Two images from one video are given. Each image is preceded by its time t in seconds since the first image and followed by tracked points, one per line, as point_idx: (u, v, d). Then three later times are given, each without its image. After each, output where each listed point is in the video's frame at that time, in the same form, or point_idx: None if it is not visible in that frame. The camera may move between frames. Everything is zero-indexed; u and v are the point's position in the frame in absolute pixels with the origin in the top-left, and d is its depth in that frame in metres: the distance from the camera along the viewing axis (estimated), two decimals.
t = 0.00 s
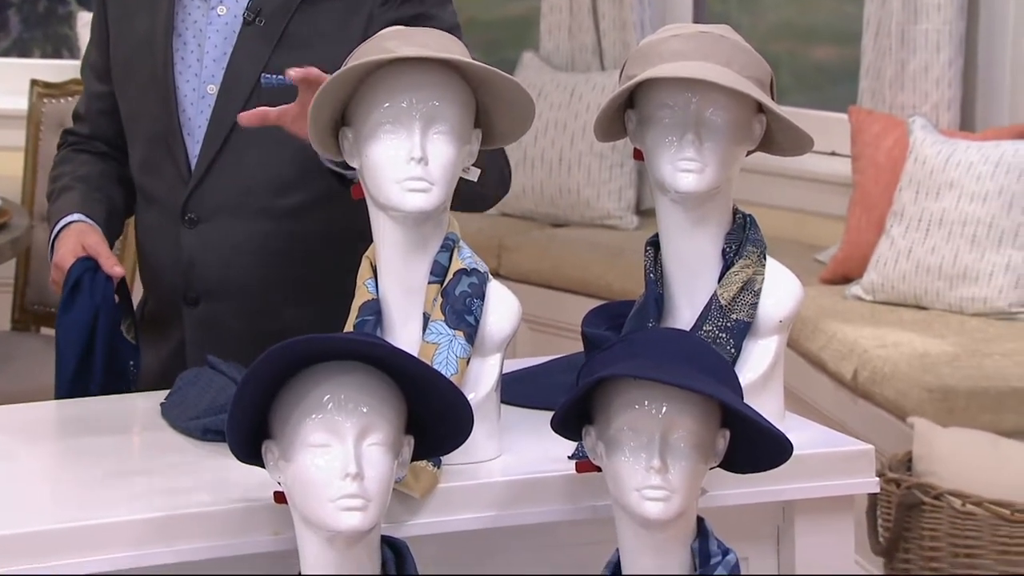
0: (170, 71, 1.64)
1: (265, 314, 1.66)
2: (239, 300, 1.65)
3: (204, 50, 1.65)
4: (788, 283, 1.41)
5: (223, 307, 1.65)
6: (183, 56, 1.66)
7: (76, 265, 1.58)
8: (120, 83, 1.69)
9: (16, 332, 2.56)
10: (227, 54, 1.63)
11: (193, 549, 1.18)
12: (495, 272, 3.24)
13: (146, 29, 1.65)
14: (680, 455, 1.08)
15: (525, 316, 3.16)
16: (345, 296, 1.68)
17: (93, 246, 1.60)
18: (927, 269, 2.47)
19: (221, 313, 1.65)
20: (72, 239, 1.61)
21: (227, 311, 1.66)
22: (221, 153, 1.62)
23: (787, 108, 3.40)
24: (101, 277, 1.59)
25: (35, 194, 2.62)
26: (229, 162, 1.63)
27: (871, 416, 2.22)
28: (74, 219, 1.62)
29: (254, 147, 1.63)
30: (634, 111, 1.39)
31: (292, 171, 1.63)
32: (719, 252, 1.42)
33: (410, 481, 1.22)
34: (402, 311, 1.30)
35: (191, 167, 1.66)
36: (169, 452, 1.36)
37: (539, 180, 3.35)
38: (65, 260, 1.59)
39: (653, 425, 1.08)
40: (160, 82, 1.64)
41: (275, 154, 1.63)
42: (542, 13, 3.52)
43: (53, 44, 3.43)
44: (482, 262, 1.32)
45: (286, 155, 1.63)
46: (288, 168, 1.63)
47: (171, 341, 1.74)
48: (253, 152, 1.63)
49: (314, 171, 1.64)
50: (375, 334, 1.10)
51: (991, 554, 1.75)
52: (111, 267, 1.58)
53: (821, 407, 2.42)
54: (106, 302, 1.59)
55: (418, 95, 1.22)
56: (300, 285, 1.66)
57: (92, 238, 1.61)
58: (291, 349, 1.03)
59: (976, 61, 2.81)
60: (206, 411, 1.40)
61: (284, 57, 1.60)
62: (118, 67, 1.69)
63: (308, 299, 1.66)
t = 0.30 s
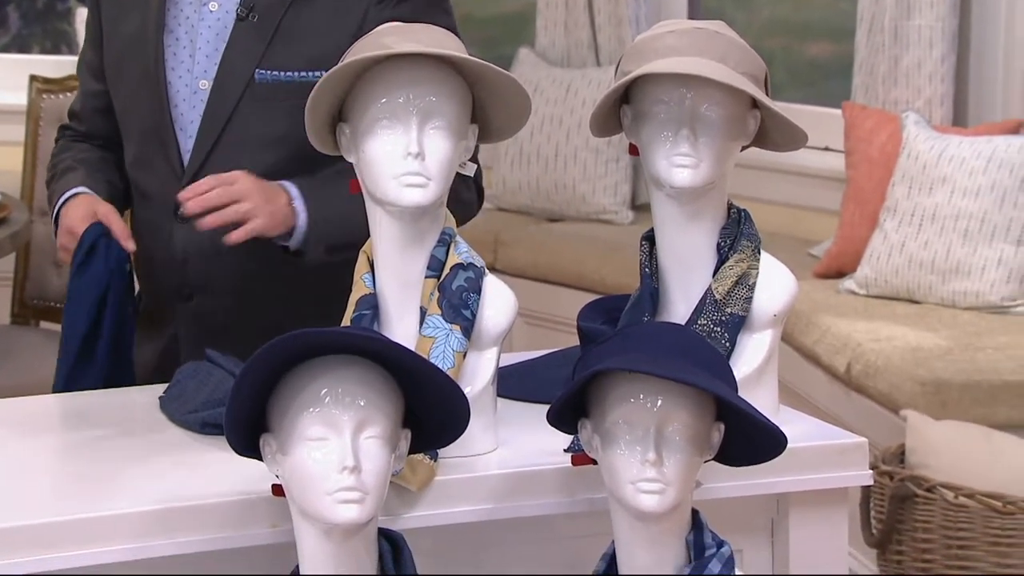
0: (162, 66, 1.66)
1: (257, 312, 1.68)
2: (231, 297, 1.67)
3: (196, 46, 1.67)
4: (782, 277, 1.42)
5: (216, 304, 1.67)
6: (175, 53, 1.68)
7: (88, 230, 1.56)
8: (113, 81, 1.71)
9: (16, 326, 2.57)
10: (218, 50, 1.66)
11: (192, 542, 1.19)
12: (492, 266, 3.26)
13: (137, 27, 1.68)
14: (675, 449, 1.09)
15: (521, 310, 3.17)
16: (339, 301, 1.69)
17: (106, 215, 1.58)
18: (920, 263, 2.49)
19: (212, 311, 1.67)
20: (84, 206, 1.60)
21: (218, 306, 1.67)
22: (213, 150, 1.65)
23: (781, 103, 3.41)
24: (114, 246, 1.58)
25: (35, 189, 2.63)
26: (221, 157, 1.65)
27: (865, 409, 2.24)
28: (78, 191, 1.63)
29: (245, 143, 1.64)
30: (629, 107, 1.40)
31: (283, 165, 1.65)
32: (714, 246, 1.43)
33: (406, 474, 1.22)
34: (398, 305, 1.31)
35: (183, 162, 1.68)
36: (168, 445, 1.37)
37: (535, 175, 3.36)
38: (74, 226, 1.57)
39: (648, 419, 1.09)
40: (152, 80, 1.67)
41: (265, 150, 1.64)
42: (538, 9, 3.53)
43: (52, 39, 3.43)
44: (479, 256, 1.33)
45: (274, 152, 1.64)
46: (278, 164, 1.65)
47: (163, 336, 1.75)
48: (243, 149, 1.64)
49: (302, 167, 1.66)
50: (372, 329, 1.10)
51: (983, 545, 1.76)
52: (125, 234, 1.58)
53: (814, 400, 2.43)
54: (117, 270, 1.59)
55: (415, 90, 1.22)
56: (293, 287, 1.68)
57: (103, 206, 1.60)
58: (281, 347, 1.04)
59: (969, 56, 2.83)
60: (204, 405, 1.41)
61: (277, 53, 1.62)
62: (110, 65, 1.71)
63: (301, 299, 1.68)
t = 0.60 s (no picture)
0: (157, 62, 1.68)
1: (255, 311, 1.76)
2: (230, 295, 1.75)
3: (190, 41, 1.69)
4: (775, 271, 1.43)
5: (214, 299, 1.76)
6: (170, 48, 1.70)
7: (119, 207, 1.65)
8: (109, 75, 1.74)
9: (16, 320, 2.57)
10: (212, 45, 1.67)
11: (192, 534, 1.20)
12: (488, 261, 3.27)
13: (133, 23, 1.70)
14: (670, 441, 1.10)
15: (516, 304, 3.18)
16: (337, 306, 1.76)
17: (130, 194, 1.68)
18: (912, 258, 2.50)
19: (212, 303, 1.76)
20: (110, 183, 1.69)
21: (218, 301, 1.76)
22: (204, 145, 1.68)
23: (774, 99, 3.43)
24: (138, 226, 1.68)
25: (35, 184, 2.63)
26: (213, 151, 1.68)
27: (857, 402, 2.25)
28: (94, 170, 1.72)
29: (235, 138, 1.67)
30: (625, 102, 1.41)
31: (272, 162, 1.68)
32: (708, 241, 1.44)
33: (404, 467, 1.23)
34: (395, 300, 1.32)
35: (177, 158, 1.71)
36: (167, 437, 1.38)
37: (532, 170, 3.37)
38: (110, 204, 1.66)
39: (643, 412, 1.10)
40: (148, 75, 1.69)
41: (253, 148, 1.67)
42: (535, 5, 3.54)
43: (51, 36, 3.43)
44: (475, 251, 1.34)
45: (262, 149, 1.67)
46: (266, 159, 1.67)
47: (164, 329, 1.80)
48: (234, 144, 1.67)
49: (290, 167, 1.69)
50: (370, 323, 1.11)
51: (974, 537, 1.78)
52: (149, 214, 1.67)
53: (808, 393, 2.44)
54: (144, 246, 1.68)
55: (412, 86, 1.23)
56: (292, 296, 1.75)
57: (130, 184, 1.69)
58: (278, 340, 1.05)
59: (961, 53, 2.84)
60: (202, 399, 1.43)
61: (269, 50, 1.64)
62: (106, 60, 1.74)
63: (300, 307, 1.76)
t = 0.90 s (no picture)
0: (153, 55, 1.70)
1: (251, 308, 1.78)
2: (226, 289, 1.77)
3: (185, 34, 1.70)
4: (771, 264, 1.44)
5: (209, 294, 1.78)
6: (167, 41, 1.72)
7: (113, 200, 1.69)
8: (108, 65, 1.75)
9: (15, 314, 2.58)
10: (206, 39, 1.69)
11: (191, 526, 1.21)
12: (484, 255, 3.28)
13: (132, 15, 1.71)
14: (666, 434, 1.11)
15: (512, 298, 3.19)
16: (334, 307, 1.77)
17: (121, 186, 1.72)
18: (906, 251, 2.51)
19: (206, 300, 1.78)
20: (104, 175, 1.72)
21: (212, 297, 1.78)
22: (195, 139, 1.69)
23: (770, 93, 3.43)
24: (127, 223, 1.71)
25: (34, 178, 2.63)
26: (203, 144, 1.69)
27: (851, 394, 2.26)
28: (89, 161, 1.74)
29: (226, 133, 1.69)
30: (621, 97, 1.42)
31: (262, 156, 1.69)
32: (704, 235, 1.45)
33: (401, 459, 1.24)
34: (393, 294, 1.33)
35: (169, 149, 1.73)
36: (165, 429, 1.39)
37: (528, 165, 3.38)
38: (100, 195, 1.70)
39: (639, 405, 1.11)
40: (144, 68, 1.70)
41: (243, 142, 1.69)
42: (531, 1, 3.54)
43: (50, 30, 3.43)
44: (472, 245, 1.35)
45: (250, 143, 1.69)
46: (256, 153, 1.69)
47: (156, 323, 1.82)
48: (224, 138, 1.69)
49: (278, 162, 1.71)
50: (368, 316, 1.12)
51: (968, 528, 1.79)
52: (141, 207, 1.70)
53: (801, 385, 2.46)
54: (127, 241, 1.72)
55: (409, 81, 1.24)
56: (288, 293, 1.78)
57: (124, 177, 1.73)
58: (275, 334, 1.05)
59: (955, 48, 2.85)
60: (201, 391, 1.44)
61: (261, 46, 1.66)
62: (106, 50, 1.75)
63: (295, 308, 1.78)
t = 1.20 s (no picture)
0: (147, 46, 1.73)
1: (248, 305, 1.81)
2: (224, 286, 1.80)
3: (179, 26, 1.74)
4: (770, 259, 1.44)
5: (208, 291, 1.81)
6: (161, 32, 1.74)
7: (95, 191, 1.69)
8: (105, 55, 1.78)
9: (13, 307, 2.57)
10: (198, 30, 1.72)
11: (189, 519, 1.21)
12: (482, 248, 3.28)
13: (126, 6, 1.74)
14: (663, 427, 1.11)
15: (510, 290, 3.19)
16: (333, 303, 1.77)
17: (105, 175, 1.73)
18: (903, 244, 2.51)
19: (205, 295, 1.82)
20: (89, 166, 1.73)
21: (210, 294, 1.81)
22: (184, 129, 1.71)
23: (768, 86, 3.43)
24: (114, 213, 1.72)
25: (32, 171, 2.63)
26: (192, 135, 1.71)
27: (849, 386, 2.26)
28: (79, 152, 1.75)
29: (214, 124, 1.70)
30: (619, 90, 1.42)
31: (249, 147, 1.71)
32: (702, 228, 1.45)
33: (399, 452, 1.24)
34: (391, 286, 1.32)
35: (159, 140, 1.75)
36: (164, 422, 1.39)
37: (525, 157, 3.38)
38: (83, 184, 1.70)
39: (637, 397, 1.11)
40: (137, 59, 1.73)
41: (230, 133, 1.70)
42: None
43: (48, 22, 3.43)
44: (471, 238, 1.35)
45: (237, 135, 1.70)
46: (244, 144, 1.70)
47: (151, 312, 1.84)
48: (213, 129, 1.70)
49: (266, 154, 1.72)
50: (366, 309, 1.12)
51: (965, 520, 1.80)
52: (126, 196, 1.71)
53: (799, 378, 2.46)
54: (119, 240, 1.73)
55: (407, 74, 1.24)
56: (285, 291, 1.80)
57: (109, 169, 1.73)
58: (272, 326, 1.05)
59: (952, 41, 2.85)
60: (199, 384, 1.44)
61: (249, 38, 1.67)
62: (104, 41, 1.78)
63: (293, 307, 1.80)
